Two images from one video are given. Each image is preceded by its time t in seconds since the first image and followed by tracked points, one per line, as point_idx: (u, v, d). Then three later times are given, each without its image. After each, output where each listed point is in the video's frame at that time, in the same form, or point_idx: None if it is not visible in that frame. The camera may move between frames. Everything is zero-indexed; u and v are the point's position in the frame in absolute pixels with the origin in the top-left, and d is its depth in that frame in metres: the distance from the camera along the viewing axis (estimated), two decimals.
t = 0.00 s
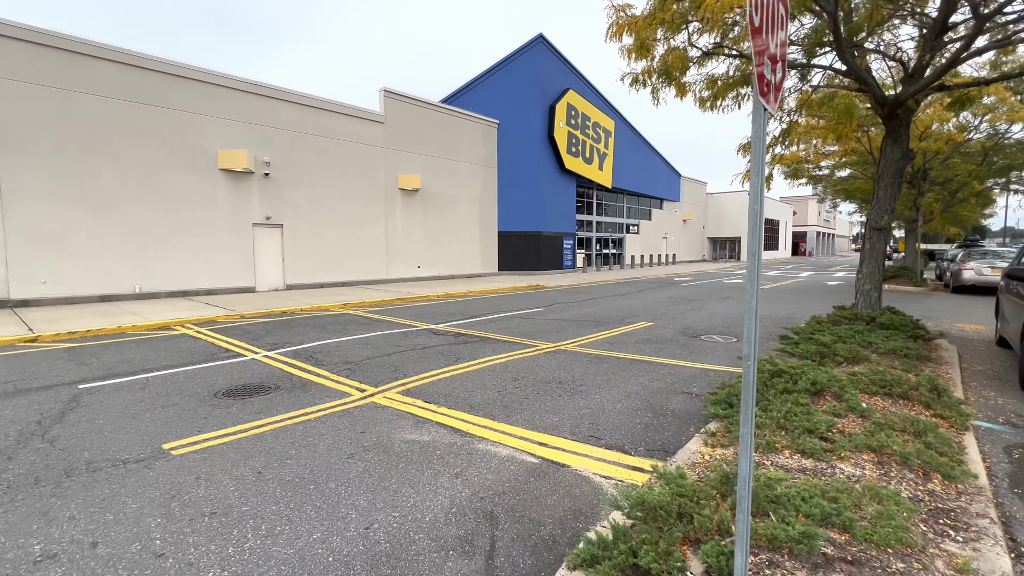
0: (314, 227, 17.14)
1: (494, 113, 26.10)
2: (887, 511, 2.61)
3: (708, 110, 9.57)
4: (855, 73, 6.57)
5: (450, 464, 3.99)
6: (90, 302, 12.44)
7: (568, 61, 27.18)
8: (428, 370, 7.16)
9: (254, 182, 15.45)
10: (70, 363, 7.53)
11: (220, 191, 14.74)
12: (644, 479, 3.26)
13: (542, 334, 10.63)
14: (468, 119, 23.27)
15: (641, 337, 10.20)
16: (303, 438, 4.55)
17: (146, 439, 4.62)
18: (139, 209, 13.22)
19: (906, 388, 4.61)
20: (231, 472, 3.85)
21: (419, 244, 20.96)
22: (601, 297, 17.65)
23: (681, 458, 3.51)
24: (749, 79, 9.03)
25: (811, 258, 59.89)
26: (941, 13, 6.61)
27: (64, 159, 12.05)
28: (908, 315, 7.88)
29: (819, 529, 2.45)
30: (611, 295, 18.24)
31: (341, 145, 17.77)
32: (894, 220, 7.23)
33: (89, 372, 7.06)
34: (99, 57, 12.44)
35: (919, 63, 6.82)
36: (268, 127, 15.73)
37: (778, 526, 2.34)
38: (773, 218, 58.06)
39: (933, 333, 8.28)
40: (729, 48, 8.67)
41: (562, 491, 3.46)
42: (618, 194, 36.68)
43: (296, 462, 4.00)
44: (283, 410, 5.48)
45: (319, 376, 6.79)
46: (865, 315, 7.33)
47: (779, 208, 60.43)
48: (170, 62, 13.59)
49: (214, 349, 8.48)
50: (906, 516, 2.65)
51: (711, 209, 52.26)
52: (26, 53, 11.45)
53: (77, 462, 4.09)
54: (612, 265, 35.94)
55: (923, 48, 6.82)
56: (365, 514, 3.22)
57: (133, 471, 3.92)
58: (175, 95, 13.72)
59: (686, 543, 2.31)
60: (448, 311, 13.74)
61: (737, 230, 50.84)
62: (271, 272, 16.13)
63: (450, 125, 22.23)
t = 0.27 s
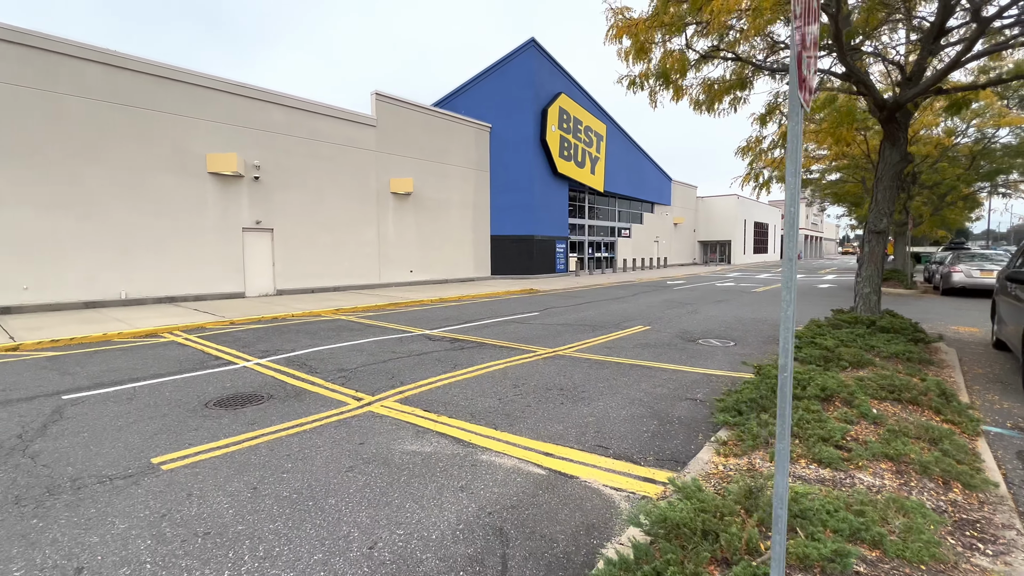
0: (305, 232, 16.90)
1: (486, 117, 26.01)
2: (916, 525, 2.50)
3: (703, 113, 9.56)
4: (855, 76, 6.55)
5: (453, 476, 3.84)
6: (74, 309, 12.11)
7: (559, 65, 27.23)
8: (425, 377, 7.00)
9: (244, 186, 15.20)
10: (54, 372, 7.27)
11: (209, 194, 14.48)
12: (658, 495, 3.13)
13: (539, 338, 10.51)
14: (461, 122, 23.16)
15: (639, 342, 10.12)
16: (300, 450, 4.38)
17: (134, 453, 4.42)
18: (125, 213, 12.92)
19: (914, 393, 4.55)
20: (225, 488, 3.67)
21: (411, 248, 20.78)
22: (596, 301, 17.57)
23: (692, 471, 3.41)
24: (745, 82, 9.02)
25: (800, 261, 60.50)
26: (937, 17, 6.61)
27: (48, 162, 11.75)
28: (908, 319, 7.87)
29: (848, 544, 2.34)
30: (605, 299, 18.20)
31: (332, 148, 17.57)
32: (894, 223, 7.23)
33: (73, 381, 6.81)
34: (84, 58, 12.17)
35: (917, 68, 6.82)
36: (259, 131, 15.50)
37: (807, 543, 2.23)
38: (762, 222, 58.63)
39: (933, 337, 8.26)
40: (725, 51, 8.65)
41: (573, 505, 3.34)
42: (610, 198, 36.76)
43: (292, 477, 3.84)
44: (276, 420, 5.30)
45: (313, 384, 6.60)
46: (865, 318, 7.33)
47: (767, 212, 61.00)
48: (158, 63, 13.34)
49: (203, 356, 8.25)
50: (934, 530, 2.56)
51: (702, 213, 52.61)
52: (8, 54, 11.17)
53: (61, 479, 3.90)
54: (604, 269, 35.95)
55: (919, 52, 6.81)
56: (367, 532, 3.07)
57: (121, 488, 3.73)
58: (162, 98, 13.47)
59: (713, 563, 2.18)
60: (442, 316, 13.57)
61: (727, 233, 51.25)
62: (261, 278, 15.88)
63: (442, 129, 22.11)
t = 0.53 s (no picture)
0: (300, 232, 16.72)
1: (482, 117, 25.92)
2: (947, 530, 2.45)
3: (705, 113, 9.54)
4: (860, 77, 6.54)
5: (465, 481, 3.75)
6: (65, 310, 11.88)
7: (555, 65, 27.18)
8: (428, 378, 6.90)
9: (238, 185, 15.01)
10: (46, 375, 7.10)
11: (203, 194, 14.27)
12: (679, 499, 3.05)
13: (540, 339, 10.43)
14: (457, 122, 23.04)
15: (641, 342, 10.06)
16: (304, 455, 4.27)
17: (133, 459, 4.29)
18: (117, 212, 12.69)
19: (927, 394, 4.52)
20: (229, 496, 3.56)
21: (408, 249, 20.63)
22: (594, 301, 17.53)
23: (711, 474, 3.35)
24: (747, 81, 9.00)
25: (793, 261, 60.86)
26: (941, 17, 6.60)
27: (38, 161, 11.51)
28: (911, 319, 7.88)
29: (882, 551, 2.29)
30: (602, 299, 18.17)
31: (328, 148, 17.40)
32: (897, 223, 7.24)
33: (67, 384, 6.65)
34: (76, 55, 11.94)
35: (920, 68, 6.82)
36: (253, 130, 15.31)
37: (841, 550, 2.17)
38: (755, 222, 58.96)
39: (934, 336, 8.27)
40: (727, 50, 8.65)
41: (589, 511, 3.26)
42: (605, 198, 36.77)
43: (299, 483, 3.73)
44: (278, 424, 5.18)
45: (314, 387, 6.48)
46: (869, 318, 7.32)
47: (761, 213, 61.34)
48: (151, 61, 13.13)
49: (200, 358, 8.09)
50: (966, 534, 2.50)
51: (696, 213, 52.80)
52: None
53: (57, 487, 3.76)
54: (600, 269, 35.94)
55: (923, 51, 6.80)
56: (380, 541, 2.98)
57: (120, 496, 3.61)
58: (156, 96, 13.26)
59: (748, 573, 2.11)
60: (440, 317, 13.46)
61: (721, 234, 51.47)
62: (256, 278, 15.68)
63: (438, 128, 21.99)
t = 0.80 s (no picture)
0: (296, 231, 16.57)
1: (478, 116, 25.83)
2: (973, 535, 2.42)
3: (705, 113, 9.52)
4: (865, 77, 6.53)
5: (475, 486, 3.69)
6: (58, 311, 11.69)
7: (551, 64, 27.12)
8: (430, 380, 6.83)
9: (234, 184, 14.84)
10: (40, 378, 6.95)
11: (198, 193, 14.10)
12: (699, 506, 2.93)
13: (540, 339, 10.37)
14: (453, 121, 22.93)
15: (641, 342, 10.03)
16: (309, 460, 4.20)
17: (133, 464, 4.19)
18: (110, 212, 12.50)
19: (936, 395, 4.50)
20: (234, 503, 3.48)
21: (404, 248, 20.51)
22: (591, 301, 17.50)
23: (726, 478, 3.32)
24: (747, 80, 8.99)
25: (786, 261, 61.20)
26: (944, 17, 6.61)
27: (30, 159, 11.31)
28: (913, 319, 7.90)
29: (909, 557, 2.25)
30: (600, 299, 18.15)
31: (324, 146, 17.25)
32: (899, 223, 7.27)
33: (62, 387, 6.52)
34: (68, 52, 11.74)
35: (923, 68, 6.82)
36: (248, 128, 15.14)
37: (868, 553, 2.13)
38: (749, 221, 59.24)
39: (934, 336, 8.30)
40: (727, 49, 8.64)
41: (603, 516, 3.21)
42: (601, 198, 36.78)
43: (305, 489, 3.66)
44: (280, 428, 5.09)
45: (315, 389, 6.39)
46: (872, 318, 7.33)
47: (754, 212, 61.65)
48: (145, 58, 12.94)
49: (197, 360, 7.97)
50: (991, 538, 2.47)
51: (690, 213, 52.95)
52: None
53: (56, 495, 3.66)
54: (596, 268, 35.93)
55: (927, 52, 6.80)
56: (393, 549, 2.91)
57: (121, 504, 3.51)
58: (150, 94, 13.07)
59: None
60: (438, 317, 13.37)
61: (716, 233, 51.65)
62: (252, 278, 15.52)
63: (435, 127, 21.87)
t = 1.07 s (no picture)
0: (291, 228, 16.40)
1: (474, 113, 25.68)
2: (993, 535, 2.37)
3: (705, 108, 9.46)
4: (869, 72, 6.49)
5: (481, 486, 3.62)
6: (49, 309, 11.51)
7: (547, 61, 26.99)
8: (430, 377, 6.75)
9: (228, 181, 14.65)
10: (31, 377, 6.81)
11: (191, 189, 13.91)
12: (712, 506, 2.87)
13: (539, 337, 10.30)
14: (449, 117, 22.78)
15: (641, 339, 9.98)
16: (309, 460, 4.10)
17: (128, 466, 4.09)
18: (102, 208, 12.30)
19: (943, 391, 4.47)
20: (232, 505, 3.39)
21: (400, 245, 20.38)
22: (589, 298, 17.45)
23: (738, 476, 3.26)
24: (747, 76, 8.94)
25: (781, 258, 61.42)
26: (948, 12, 6.56)
27: (20, 155, 11.11)
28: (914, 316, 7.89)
29: (931, 559, 2.20)
30: (597, 296, 18.09)
31: (319, 142, 17.07)
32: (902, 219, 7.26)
33: (53, 387, 6.38)
34: (58, 46, 11.52)
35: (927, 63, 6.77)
36: (243, 123, 14.95)
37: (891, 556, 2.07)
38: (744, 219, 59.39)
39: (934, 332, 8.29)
40: (728, 45, 8.59)
41: (613, 516, 3.14)
42: (597, 195, 36.73)
43: (306, 490, 3.57)
44: (279, 427, 4.99)
45: (313, 388, 6.29)
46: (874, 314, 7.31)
47: (750, 210, 61.82)
48: (137, 52, 12.72)
49: (192, 359, 7.84)
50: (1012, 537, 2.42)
51: (686, 210, 53.01)
52: None
53: (48, 498, 3.56)
54: (592, 266, 35.89)
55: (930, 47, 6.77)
56: (398, 552, 2.84)
57: (116, 507, 3.41)
58: (142, 88, 12.87)
59: None
60: (435, 314, 13.26)
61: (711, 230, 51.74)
62: (247, 276, 15.36)
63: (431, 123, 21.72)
